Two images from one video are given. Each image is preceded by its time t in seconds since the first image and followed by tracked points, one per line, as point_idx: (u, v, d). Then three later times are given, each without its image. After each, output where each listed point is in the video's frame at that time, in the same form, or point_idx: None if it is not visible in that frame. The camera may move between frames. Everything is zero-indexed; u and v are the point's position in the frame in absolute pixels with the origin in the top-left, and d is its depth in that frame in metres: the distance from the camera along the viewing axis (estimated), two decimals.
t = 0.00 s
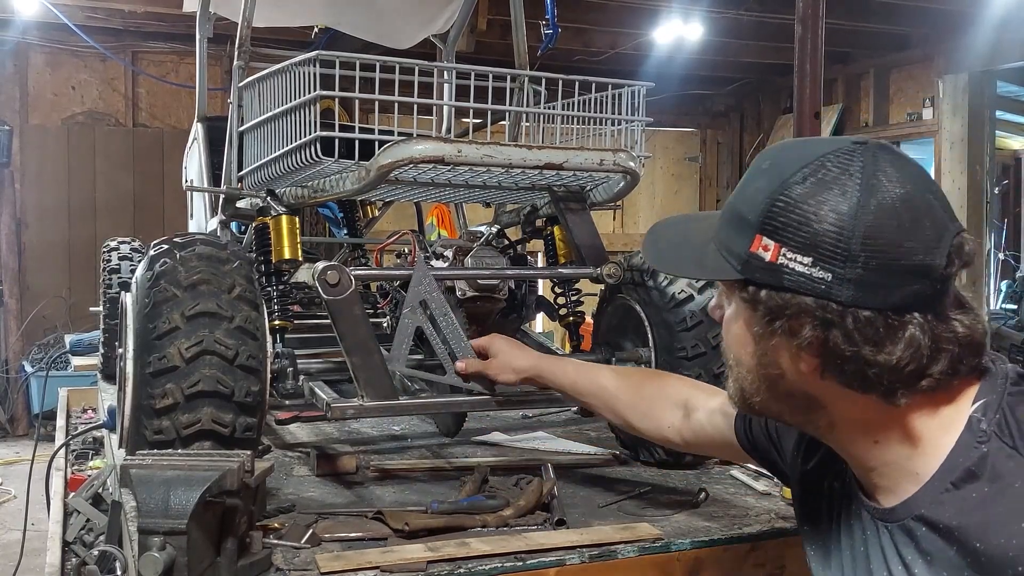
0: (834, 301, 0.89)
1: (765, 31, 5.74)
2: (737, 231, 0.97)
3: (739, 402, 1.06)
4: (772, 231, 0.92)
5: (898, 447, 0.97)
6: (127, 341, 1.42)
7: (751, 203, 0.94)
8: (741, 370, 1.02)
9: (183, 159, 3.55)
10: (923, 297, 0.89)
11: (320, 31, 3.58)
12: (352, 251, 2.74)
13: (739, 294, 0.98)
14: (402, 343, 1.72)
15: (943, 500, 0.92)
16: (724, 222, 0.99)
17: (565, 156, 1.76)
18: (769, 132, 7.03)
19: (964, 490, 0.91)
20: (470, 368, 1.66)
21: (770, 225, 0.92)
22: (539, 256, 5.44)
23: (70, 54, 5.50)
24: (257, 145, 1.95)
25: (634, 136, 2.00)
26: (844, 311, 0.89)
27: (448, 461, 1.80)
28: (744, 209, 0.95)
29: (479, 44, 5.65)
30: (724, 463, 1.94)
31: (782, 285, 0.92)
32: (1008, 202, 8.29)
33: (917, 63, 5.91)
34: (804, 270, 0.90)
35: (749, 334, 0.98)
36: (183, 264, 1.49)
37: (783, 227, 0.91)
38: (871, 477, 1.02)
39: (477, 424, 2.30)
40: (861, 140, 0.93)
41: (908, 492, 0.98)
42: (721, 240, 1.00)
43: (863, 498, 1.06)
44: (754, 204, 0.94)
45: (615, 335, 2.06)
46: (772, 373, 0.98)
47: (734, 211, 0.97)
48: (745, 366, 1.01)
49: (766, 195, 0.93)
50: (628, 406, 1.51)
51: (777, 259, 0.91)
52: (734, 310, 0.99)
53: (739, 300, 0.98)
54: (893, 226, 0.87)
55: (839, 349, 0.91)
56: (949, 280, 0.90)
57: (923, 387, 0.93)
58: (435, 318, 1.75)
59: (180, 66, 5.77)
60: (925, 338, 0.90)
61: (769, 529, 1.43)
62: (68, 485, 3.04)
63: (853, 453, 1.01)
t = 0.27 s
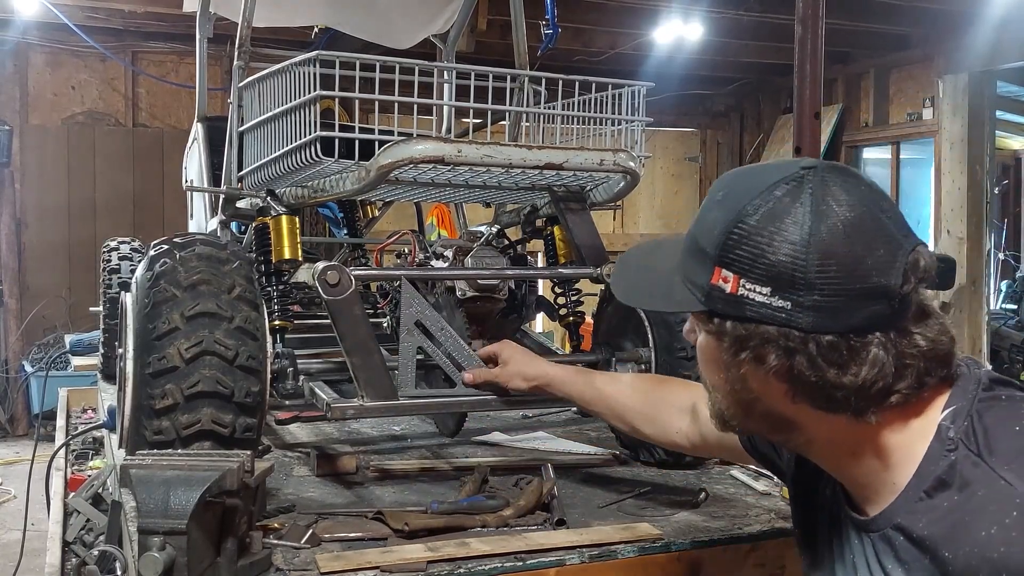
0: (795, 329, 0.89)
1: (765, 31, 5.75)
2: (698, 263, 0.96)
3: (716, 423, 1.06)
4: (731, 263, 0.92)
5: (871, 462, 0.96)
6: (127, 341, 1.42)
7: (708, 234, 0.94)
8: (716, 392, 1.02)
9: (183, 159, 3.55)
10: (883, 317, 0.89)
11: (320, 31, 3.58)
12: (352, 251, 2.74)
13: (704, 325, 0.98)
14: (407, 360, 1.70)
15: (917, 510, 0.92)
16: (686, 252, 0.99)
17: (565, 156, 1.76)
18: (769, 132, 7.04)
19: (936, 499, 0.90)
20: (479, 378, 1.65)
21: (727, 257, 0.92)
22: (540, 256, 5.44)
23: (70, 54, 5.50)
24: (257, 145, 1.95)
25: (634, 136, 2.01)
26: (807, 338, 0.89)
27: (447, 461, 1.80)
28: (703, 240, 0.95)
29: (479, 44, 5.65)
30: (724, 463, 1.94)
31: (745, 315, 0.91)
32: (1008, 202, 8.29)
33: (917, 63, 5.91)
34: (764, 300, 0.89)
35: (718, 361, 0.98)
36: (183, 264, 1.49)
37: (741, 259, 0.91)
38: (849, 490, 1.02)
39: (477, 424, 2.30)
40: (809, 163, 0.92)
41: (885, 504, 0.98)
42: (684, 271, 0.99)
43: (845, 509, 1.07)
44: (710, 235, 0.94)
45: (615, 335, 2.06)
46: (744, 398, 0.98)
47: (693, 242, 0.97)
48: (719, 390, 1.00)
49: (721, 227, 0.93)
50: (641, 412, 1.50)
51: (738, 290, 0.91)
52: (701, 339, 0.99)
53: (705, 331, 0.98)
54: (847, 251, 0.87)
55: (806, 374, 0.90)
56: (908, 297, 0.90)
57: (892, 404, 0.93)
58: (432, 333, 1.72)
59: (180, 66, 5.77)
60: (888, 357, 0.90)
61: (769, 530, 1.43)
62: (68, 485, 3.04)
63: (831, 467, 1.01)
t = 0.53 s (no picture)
0: (772, 346, 0.88)
1: (765, 31, 5.75)
2: (672, 284, 0.95)
3: (702, 441, 1.06)
4: (705, 284, 0.90)
5: (853, 474, 0.96)
6: (127, 341, 1.42)
7: (681, 256, 0.93)
8: (700, 411, 1.02)
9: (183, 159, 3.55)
10: (858, 330, 0.87)
11: (320, 31, 3.58)
12: (352, 251, 2.74)
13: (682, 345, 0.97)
14: (408, 360, 1.70)
15: (904, 518, 0.91)
16: (659, 275, 0.98)
17: (565, 156, 1.76)
18: (769, 132, 7.04)
19: (921, 507, 0.90)
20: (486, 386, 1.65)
21: (700, 278, 0.91)
22: (540, 256, 5.44)
23: (70, 54, 5.50)
24: (257, 145, 1.95)
25: (634, 136, 2.01)
26: (785, 354, 0.88)
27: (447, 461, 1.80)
28: (675, 262, 0.94)
29: (479, 44, 5.65)
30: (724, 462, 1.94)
31: (721, 334, 0.90)
32: (1008, 202, 8.30)
33: (917, 63, 5.92)
34: (740, 319, 0.88)
35: (698, 381, 0.97)
36: (183, 264, 1.49)
37: (714, 280, 0.90)
38: (837, 501, 1.02)
39: (477, 424, 2.30)
40: (775, 180, 0.91)
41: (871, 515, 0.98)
42: (659, 292, 0.98)
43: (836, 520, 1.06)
44: (682, 257, 0.93)
45: (615, 335, 2.06)
46: (727, 416, 0.97)
47: (667, 264, 0.96)
48: (702, 409, 1.00)
49: (692, 248, 0.91)
50: (646, 427, 1.50)
51: (713, 310, 0.90)
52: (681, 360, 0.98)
53: (683, 351, 0.97)
54: (818, 267, 0.86)
55: (785, 391, 0.90)
56: (881, 308, 0.89)
57: (871, 415, 0.93)
58: (432, 333, 1.72)
59: (181, 66, 5.77)
60: (865, 370, 0.89)
61: (769, 530, 1.43)
62: (68, 485, 3.04)
63: (817, 479, 1.01)
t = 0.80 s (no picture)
0: (743, 364, 0.88)
1: (765, 30, 5.75)
2: (645, 301, 0.95)
3: (684, 455, 1.06)
4: (674, 303, 0.91)
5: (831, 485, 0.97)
6: (127, 341, 1.42)
7: (651, 274, 0.93)
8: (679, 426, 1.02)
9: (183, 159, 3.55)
10: (827, 345, 0.87)
11: (320, 31, 3.58)
12: (352, 251, 2.74)
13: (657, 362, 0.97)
14: (409, 360, 1.70)
15: (881, 531, 0.91)
16: (633, 292, 0.98)
17: (565, 156, 1.76)
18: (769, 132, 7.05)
19: (898, 519, 0.89)
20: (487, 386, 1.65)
21: (670, 297, 0.91)
22: (540, 256, 5.44)
23: (70, 54, 5.50)
24: (257, 145, 1.95)
25: (634, 136, 2.01)
26: (754, 371, 0.88)
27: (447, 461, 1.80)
28: (647, 280, 0.94)
29: (479, 44, 5.66)
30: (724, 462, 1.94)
31: (692, 352, 0.90)
32: (1008, 201, 8.30)
33: (917, 63, 5.92)
34: (710, 338, 0.89)
35: (673, 397, 0.97)
36: (183, 264, 1.49)
37: (683, 298, 0.90)
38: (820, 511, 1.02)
39: (477, 424, 2.30)
40: (741, 197, 0.91)
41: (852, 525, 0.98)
42: (634, 309, 0.98)
43: (821, 529, 1.06)
44: (652, 276, 0.93)
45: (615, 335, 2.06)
46: (704, 431, 0.98)
47: (639, 282, 0.96)
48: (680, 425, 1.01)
49: (661, 268, 0.91)
50: (645, 431, 1.50)
51: (683, 328, 0.90)
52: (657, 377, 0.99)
53: (657, 368, 0.97)
54: (785, 284, 0.86)
55: (756, 407, 0.90)
56: (851, 322, 0.88)
57: (845, 427, 0.93)
58: (433, 332, 1.72)
59: (181, 65, 5.77)
60: (836, 384, 0.89)
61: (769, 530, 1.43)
62: (68, 485, 3.04)
63: (798, 490, 1.01)
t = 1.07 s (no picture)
0: (745, 360, 0.88)
1: (765, 30, 5.75)
2: (646, 296, 0.95)
3: (683, 452, 1.06)
4: (677, 298, 0.91)
5: (830, 484, 0.97)
6: (127, 341, 1.42)
7: (654, 270, 0.93)
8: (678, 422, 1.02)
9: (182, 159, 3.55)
10: (829, 344, 0.87)
11: (320, 31, 3.58)
12: (352, 251, 2.74)
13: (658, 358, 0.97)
14: (409, 360, 1.70)
15: (876, 528, 0.91)
16: (635, 287, 0.98)
17: (565, 155, 1.76)
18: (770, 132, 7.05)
19: (893, 516, 0.89)
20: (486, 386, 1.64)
21: (672, 293, 0.91)
22: (540, 256, 5.44)
23: (70, 54, 5.50)
24: (257, 145, 1.95)
25: (634, 136, 2.01)
26: (756, 368, 0.88)
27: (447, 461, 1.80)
28: (649, 276, 0.94)
29: (479, 44, 5.66)
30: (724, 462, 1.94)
31: (694, 347, 0.90)
32: (1009, 201, 8.30)
33: (917, 63, 5.92)
34: (713, 334, 0.89)
35: (674, 392, 0.97)
36: (183, 264, 1.49)
37: (685, 294, 0.89)
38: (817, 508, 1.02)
39: (477, 424, 2.30)
40: (746, 194, 0.91)
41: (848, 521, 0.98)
42: (635, 304, 0.98)
43: (818, 526, 1.06)
44: (655, 272, 0.93)
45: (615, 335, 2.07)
46: (704, 427, 0.98)
47: (641, 277, 0.96)
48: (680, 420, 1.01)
49: (664, 263, 0.91)
50: (645, 435, 1.48)
51: (686, 324, 0.90)
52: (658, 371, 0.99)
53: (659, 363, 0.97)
54: (789, 281, 0.86)
55: (758, 404, 0.90)
56: (854, 321, 0.88)
57: (845, 426, 0.93)
58: (433, 333, 1.72)
59: (181, 65, 5.76)
60: (838, 383, 0.89)
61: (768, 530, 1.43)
62: (68, 485, 3.04)
63: (795, 488, 1.01)
